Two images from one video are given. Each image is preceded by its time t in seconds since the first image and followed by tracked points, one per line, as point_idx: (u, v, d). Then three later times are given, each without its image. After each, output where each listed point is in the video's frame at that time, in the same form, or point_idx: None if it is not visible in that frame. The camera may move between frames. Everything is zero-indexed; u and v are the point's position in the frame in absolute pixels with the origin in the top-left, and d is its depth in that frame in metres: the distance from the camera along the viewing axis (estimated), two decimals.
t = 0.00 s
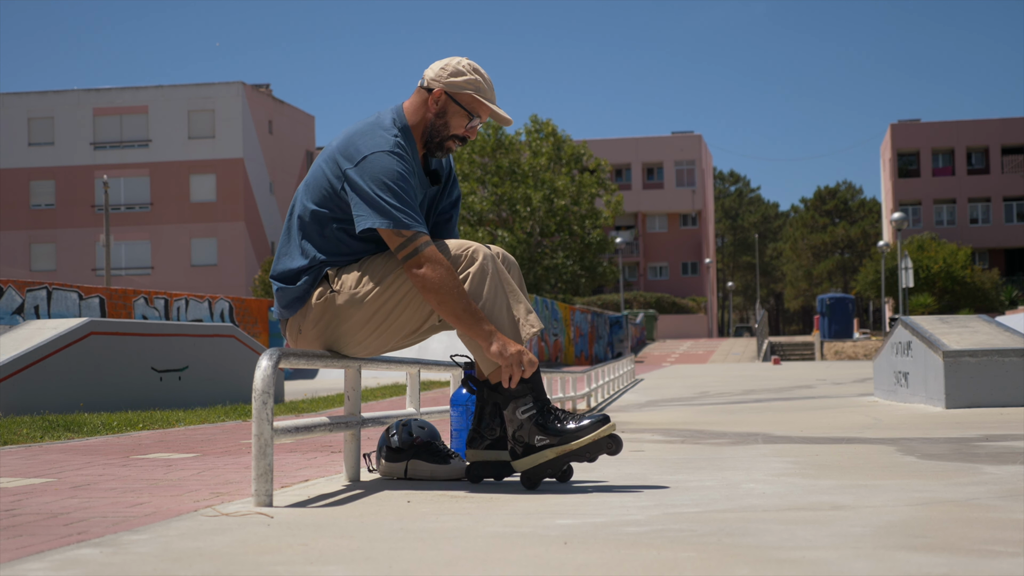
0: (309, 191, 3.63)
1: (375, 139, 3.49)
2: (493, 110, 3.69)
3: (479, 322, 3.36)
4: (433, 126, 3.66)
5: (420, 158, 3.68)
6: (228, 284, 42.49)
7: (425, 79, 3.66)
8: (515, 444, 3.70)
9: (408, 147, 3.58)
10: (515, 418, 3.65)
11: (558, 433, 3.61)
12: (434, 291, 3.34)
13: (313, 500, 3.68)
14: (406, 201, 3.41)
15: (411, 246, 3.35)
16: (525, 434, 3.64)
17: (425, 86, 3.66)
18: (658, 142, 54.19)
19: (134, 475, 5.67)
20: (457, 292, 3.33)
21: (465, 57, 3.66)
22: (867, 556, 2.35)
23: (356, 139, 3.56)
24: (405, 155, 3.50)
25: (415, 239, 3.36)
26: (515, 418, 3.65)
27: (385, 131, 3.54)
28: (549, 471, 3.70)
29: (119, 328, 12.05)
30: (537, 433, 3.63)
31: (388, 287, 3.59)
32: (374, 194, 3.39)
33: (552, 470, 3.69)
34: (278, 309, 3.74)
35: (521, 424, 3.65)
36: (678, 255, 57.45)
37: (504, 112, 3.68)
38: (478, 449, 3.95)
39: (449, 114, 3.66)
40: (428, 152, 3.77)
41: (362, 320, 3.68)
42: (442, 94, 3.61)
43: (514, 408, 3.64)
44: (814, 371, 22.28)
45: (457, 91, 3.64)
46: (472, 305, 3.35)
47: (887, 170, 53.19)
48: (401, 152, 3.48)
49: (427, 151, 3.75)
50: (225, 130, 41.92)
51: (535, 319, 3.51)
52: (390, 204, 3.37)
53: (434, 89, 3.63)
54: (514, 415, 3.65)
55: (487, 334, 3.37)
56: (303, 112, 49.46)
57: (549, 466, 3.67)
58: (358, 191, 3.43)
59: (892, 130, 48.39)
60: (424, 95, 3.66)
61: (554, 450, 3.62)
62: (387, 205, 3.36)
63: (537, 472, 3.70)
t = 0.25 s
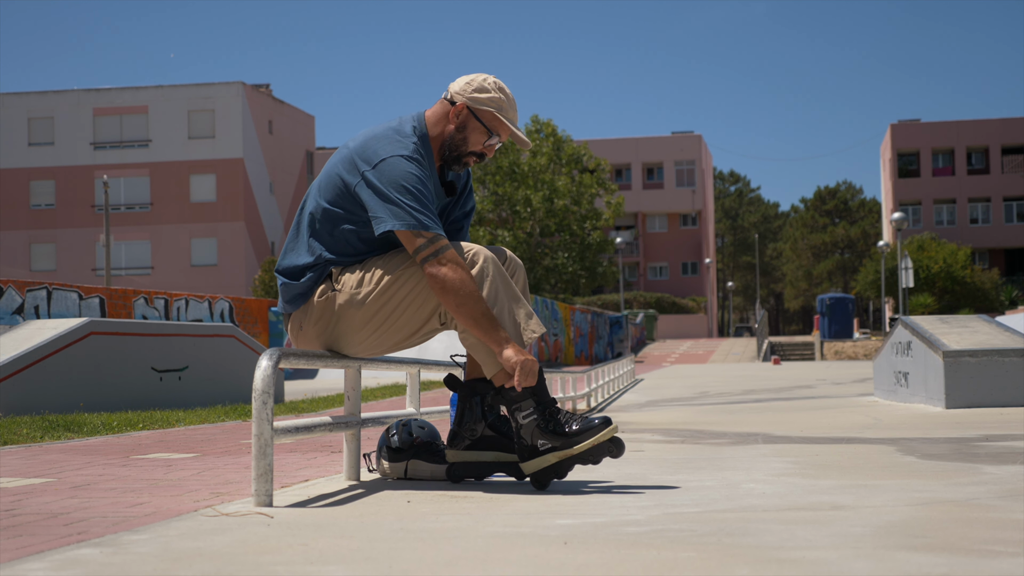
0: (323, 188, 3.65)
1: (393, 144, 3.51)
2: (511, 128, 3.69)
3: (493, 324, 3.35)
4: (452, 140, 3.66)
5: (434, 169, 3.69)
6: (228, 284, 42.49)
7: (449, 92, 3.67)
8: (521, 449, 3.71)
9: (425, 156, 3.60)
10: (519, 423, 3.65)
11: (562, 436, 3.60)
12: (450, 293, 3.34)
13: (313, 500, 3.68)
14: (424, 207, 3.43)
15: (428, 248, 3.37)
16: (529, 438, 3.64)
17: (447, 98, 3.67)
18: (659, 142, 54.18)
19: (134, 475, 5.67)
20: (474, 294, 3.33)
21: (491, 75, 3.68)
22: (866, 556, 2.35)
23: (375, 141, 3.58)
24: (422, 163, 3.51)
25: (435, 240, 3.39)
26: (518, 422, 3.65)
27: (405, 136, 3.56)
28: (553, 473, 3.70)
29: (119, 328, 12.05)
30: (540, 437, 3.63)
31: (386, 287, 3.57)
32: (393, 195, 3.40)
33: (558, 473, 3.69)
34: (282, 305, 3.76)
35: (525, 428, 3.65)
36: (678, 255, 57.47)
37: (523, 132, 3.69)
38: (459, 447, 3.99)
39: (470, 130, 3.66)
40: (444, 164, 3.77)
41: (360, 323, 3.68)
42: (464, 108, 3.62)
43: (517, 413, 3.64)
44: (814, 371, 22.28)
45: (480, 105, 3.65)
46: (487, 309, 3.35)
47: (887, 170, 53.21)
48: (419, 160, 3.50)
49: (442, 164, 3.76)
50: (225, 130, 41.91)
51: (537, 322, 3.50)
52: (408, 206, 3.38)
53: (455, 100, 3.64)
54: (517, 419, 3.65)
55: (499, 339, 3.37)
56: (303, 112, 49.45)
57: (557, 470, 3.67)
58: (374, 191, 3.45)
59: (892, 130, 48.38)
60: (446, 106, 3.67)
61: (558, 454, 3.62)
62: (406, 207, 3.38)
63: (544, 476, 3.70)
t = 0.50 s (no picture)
0: (332, 184, 3.65)
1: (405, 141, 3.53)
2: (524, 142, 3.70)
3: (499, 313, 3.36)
4: (465, 148, 3.66)
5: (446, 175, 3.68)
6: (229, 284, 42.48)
7: (466, 100, 3.69)
8: (506, 445, 3.70)
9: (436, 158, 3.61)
10: (510, 420, 3.66)
11: (552, 438, 3.61)
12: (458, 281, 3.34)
13: (313, 500, 3.68)
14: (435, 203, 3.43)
15: (440, 235, 3.32)
16: (518, 436, 3.64)
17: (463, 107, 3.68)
18: (659, 142, 54.18)
19: (135, 475, 5.67)
20: (482, 286, 3.35)
21: (508, 87, 3.70)
22: (867, 556, 2.35)
23: (387, 139, 3.59)
24: (434, 163, 3.52)
25: (442, 227, 3.34)
26: (508, 419, 3.66)
27: (417, 137, 3.58)
28: (537, 474, 3.68)
29: (119, 328, 12.05)
30: (530, 436, 3.63)
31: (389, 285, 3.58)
32: (405, 189, 3.41)
33: (543, 474, 3.68)
34: (282, 300, 3.77)
35: (514, 425, 3.66)
36: (678, 255, 57.48)
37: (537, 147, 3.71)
38: (451, 448, 4.00)
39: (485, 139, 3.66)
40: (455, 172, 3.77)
41: (361, 321, 3.68)
42: (479, 116, 3.63)
43: (508, 410, 3.65)
44: (814, 371, 22.28)
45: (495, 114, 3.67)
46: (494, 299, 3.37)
47: (887, 170, 53.21)
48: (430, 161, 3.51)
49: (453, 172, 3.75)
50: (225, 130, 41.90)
51: (536, 320, 3.51)
52: (420, 200, 3.38)
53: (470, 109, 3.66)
54: (508, 416, 3.66)
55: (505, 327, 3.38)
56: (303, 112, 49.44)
57: (541, 470, 3.66)
58: (384, 186, 3.46)
59: (892, 130, 48.36)
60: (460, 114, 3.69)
61: (544, 455, 3.61)
62: (417, 201, 3.38)
63: (526, 476, 3.69)
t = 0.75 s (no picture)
0: (338, 184, 3.65)
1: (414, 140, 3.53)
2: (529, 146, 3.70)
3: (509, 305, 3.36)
4: (470, 149, 3.67)
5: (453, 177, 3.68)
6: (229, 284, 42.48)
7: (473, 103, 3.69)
8: (513, 443, 3.69)
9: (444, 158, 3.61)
10: (516, 420, 3.65)
11: (557, 439, 3.60)
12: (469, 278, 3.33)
13: (313, 500, 3.68)
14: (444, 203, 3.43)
15: (450, 231, 3.31)
16: (524, 436, 3.64)
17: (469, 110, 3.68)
18: (659, 142, 54.17)
19: (135, 475, 5.67)
20: (494, 282, 3.34)
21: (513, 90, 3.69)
22: (867, 556, 2.35)
23: (395, 138, 3.59)
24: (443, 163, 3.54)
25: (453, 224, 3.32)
26: (516, 417, 3.65)
27: (424, 136, 3.58)
28: (543, 474, 3.67)
29: (119, 328, 12.04)
30: (536, 436, 3.63)
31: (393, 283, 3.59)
32: (415, 185, 3.41)
33: (549, 474, 3.67)
34: (285, 298, 3.76)
35: (521, 425, 3.65)
36: (678, 255, 57.47)
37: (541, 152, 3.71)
38: (453, 448, 4.00)
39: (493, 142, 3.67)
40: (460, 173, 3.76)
41: (364, 319, 3.68)
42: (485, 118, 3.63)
43: (516, 410, 3.64)
44: (814, 371, 22.27)
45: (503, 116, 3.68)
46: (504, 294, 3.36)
47: (887, 170, 53.20)
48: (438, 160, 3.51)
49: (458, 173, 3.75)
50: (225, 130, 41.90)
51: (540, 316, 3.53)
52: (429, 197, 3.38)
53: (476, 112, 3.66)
54: (515, 416, 3.65)
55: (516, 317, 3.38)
56: (303, 112, 49.43)
57: (546, 470, 3.65)
58: (393, 184, 3.46)
59: (892, 130, 48.35)
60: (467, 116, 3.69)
61: (550, 455, 3.61)
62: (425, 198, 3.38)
63: (531, 476, 3.68)
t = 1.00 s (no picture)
0: (343, 185, 3.64)
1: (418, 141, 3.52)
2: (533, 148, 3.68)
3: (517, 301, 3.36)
4: (474, 151, 3.67)
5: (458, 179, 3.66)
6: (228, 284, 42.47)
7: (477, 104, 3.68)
8: (504, 445, 3.71)
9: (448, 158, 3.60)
10: (512, 422, 3.67)
11: (550, 448, 3.63)
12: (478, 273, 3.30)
13: (313, 500, 3.68)
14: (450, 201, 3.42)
15: (464, 231, 3.26)
16: (519, 439, 3.64)
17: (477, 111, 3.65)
18: (658, 142, 54.18)
19: (134, 475, 5.67)
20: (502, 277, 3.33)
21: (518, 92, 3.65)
22: (867, 555, 2.35)
23: (400, 139, 3.59)
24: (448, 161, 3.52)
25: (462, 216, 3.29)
26: (511, 420, 3.67)
27: (429, 136, 3.56)
28: (530, 477, 3.68)
29: (119, 328, 12.04)
30: (529, 441, 3.64)
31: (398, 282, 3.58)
32: (423, 180, 3.40)
33: (534, 478, 3.68)
34: (288, 298, 3.77)
35: (516, 428, 3.66)
36: (678, 255, 57.45)
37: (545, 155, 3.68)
38: (455, 447, 4.00)
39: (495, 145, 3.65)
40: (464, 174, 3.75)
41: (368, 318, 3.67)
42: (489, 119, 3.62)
43: (512, 412, 3.65)
44: (814, 371, 22.26)
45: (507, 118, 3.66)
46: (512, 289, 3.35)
47: (887, 170, 53.18)
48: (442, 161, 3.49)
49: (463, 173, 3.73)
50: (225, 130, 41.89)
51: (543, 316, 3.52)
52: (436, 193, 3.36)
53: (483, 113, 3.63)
54: (510, 418, 3.67)
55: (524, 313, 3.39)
56: (303, 112, 49.44)
57: (535, 475, 3.67)
58: (400, 182, 3.45)
59: (892, 130, 48.35)
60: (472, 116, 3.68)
61: (542, 462, 3.62)
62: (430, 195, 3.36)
63: (517, 478, 3.69)
